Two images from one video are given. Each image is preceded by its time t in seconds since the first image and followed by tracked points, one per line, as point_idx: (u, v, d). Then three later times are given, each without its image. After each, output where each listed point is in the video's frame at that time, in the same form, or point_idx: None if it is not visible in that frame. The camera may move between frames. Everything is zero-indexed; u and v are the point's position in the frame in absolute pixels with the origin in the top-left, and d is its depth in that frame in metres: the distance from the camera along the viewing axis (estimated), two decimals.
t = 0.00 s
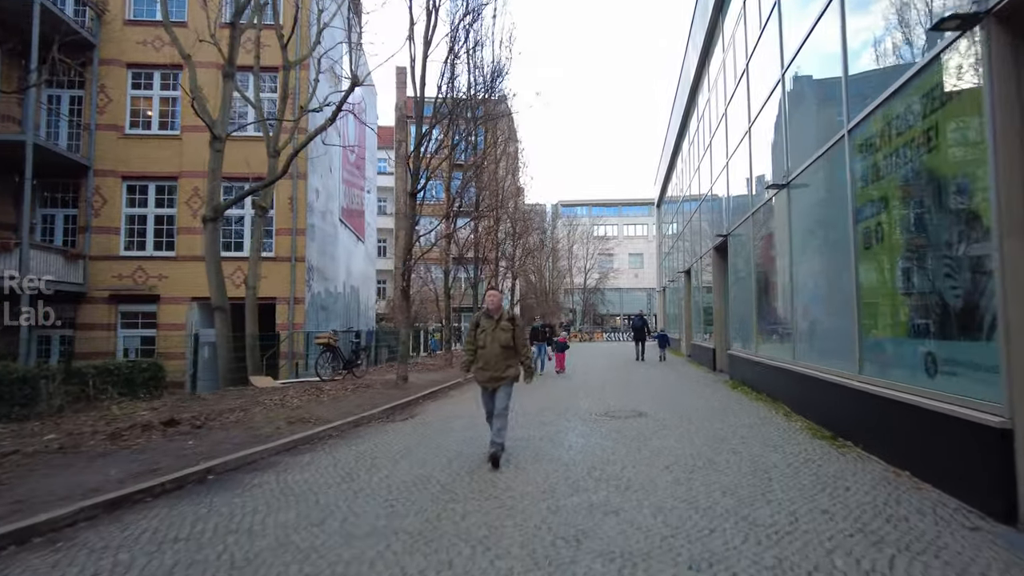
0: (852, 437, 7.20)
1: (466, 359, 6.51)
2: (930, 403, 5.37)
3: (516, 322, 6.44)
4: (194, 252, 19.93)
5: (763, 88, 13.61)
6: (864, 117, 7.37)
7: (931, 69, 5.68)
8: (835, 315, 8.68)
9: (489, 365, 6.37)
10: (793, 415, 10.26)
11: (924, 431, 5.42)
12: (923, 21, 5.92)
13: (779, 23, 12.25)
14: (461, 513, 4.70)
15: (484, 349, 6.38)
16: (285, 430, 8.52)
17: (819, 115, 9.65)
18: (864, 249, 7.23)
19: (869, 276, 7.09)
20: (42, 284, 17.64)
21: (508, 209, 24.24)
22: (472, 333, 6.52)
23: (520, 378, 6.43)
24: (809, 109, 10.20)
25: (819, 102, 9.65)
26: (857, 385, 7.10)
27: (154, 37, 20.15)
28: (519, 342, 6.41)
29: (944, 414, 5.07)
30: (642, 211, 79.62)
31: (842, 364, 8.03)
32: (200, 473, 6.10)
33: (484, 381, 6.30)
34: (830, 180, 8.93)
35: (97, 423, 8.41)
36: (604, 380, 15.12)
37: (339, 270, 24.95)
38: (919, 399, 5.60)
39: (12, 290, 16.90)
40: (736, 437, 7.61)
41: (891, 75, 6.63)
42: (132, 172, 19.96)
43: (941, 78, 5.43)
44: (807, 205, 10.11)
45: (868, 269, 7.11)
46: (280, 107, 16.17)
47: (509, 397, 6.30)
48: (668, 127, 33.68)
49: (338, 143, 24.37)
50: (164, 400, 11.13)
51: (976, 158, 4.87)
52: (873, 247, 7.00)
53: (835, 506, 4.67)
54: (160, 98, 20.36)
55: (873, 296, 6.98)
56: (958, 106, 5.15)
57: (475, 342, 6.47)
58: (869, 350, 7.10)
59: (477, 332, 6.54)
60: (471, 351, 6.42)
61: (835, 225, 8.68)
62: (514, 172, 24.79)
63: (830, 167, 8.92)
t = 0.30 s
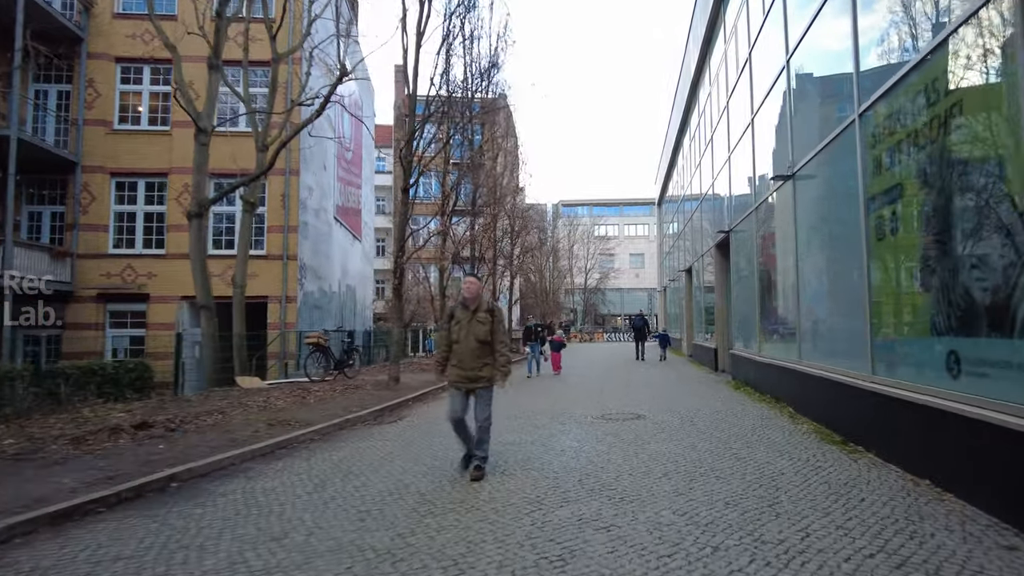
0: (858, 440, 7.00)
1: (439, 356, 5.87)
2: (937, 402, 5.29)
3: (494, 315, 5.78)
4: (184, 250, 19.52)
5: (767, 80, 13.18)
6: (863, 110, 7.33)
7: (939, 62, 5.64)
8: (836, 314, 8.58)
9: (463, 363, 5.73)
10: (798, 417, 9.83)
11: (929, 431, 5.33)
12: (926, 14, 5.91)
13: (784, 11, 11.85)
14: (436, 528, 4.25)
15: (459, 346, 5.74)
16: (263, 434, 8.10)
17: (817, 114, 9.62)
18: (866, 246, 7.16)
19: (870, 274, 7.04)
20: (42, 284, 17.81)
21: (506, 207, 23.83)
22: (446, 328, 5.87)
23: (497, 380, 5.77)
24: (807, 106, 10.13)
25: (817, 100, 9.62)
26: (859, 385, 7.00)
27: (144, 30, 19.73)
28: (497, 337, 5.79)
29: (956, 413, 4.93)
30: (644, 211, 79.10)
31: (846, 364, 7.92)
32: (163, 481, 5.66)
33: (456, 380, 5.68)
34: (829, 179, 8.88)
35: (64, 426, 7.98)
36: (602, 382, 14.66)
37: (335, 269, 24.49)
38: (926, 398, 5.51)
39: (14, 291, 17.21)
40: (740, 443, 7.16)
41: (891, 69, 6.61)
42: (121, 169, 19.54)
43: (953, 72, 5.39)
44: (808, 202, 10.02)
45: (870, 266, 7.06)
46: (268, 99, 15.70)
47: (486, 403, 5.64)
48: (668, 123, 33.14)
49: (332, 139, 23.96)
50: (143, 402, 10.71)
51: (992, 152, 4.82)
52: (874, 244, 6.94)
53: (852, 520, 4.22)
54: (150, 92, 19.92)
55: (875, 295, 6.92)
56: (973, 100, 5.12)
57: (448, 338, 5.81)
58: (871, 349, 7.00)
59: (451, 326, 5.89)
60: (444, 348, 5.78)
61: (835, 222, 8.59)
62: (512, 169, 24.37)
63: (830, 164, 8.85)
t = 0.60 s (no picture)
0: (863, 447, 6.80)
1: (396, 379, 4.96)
2: (945, 412, 5.19)
3: (460, 328, 4.92)
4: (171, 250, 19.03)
5: (770, 74, 12.72)
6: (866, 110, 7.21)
7: (941, 60, 5.52)
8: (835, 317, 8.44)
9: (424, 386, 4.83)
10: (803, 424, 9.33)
11: (938, 440, 5.23)
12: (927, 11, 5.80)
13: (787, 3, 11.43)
14: (405, 564, 3.78)
15: (419, 365, 4.86)
16: (237, 446, 7.62)
17: (817, 114, 9.47)
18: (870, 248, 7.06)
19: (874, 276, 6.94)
20: (42, 285, 18.03)
21: (502, 205, 23.32)
22: (403, 344, 4.98)
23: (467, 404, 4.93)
24: (807, 106, 9.96)
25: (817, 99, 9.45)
26: (862, 390, 6.88)
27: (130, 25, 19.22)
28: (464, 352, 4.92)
29: (970, 425, 4.78)
30: (643, 211, 78.64)
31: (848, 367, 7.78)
32: (115, 501, 5.17)
33: (415, 406, 4.76)
34: (828, 179, 8.77)
35: (23, 437, 7.48)
36: (600, 386, 14.17)
37: (328, 270, 24.00)
38: (938, 408, 5.31)
39: (13, 291, 17.56)
40: (744, 455, 6.70)
41: (894, 68, 6.48)
42: (106, 167, 19.03)
43: (954, 70, 5.29)
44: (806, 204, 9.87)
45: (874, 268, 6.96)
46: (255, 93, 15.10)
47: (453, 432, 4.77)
48: (668, 120, 32.58)
49: (325, 137, 23.48)
50: (118, 409, 10.22)
51: (997, 150, 4.73)
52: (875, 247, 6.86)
53: (874, 553, 3.76)
54: (136, 89, 19.40)
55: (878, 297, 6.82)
56: (975, 99, 5.03)
57: (406, 356, 4.94)
58: (875, 353, 6.89)
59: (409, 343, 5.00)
60: (402, 368, 4.91)
61: (834, 223, 8.46)
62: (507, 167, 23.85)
63: (829, 164, 8.72)
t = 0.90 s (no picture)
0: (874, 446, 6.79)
1: (342, 372, 4.06)
2: (954, 410, 5.28)
3: (422, 313, 3.99)
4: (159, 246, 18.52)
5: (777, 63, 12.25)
6: (870, 106, 7.34)
7: (949, 56, 5.52)
8: (839, 315, 8.47)
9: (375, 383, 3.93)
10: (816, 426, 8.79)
11: (953, 438, 5.23)
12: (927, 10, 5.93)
13: None
14: None
15: (368, 357, 3.95)
16: (214, 450, 7.14)
17: (817, 111, 9.65)
18: (876, 245, 7.14)
19: (881, 272, 7.00)
20: (42, 284, 17.87)
21: (499, 202, 22.84)
22: (351, 331, 4.08)
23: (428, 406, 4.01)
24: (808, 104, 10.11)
25: (817, 97, 9.61)
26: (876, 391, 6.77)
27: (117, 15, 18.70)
28: (426, 343, 3.98)
29: (982, 424, 4.82)
30: (643, 210, 78.13)
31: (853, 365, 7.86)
32: (64, 515, 4.67)
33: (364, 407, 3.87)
34: (829, 179, 8.91)
35: None
36: (600, 387, 13.64)
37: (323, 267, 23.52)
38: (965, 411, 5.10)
39: (14, 291, 17.58)
40: (756, 462, 6.22)
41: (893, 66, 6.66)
42: (93, 161, 18.51)
43: (957, 67, 5.36)
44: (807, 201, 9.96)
45: (880, 265, 7.02)
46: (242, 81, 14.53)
47: (409, 438, 3.86)
48: (669, 116, 32.02)
49: (320, 130, 22.96)
50: (94, 411, 9.72)
51: (998, 147, 4.79)
52: (885, 244, 6.86)
53: None
54: (124, 81, 18.88)
55: (885, 294, 6.88)
56: (977, 95, 5.08)
57: (355, 346, 4.04)
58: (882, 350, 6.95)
59: (360, 330, 4.08)
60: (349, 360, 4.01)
61: (837, 220, 8.53)
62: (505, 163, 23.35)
63: (829, 161, 8.89)
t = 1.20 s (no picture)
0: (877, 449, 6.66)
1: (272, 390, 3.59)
2: (957, 412, 5.21)
3: (362, 325, 3.44)
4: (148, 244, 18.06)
5: (782, 55, 11.82)
6: (872, 107, 7.29)
7: (950, 57, 5.50)
8: (841, 316, 8.36)
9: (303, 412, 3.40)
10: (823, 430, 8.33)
11: (970, 447, 4.98)
12: (932, 8, 5.84)
13: None
14: None
15: (295, 378, 3.40)
16: (185, 460, 6.69)
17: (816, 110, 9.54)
18: (880, 246, 7.05)
19: (886, 273, 6.91)
20: (42, 285, 17.62)
21: (496, 200, 22.36)
22: (276, 345, 3.55)
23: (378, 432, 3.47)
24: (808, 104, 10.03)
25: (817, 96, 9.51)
26: (884, 394, 6.56)
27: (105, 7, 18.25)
28: (365, 361, 3.43)
29: (1002, 434, 4.54)
30: (643, 210, 77.73)
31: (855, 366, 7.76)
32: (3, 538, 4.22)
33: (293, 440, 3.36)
34: (830, 179, 8.84)
35: None
36: (598, 391, 13.18)
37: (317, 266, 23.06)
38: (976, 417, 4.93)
39: (14, 291, 17.43)
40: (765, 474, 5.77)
41: (893, 66, 6.69)
42: (80, 157, 18.06)
43: (961, 66, 5.30)
44: (808, 202, 9.87)
45: (885, 266, 6.92)
46: (229, 74, 14.05)
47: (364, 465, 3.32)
48: (670, 113, 31.57)
49: (313, 127, 22.48)
50: (68, 416, 9.27)
51: (1001, 146, 4.72)
52: (892, 245, 6.71)
53: None
54: (111, 75, 18.43)
55: (890, 294, 6.79)
56: (980, 96, 5.03)
57: (281, 363, 3.49)
58: (886, 351, 6.85)
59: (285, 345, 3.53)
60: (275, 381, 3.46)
61: (839, 221, 8.44)
62: (503, 161, 22.85)
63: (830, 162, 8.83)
